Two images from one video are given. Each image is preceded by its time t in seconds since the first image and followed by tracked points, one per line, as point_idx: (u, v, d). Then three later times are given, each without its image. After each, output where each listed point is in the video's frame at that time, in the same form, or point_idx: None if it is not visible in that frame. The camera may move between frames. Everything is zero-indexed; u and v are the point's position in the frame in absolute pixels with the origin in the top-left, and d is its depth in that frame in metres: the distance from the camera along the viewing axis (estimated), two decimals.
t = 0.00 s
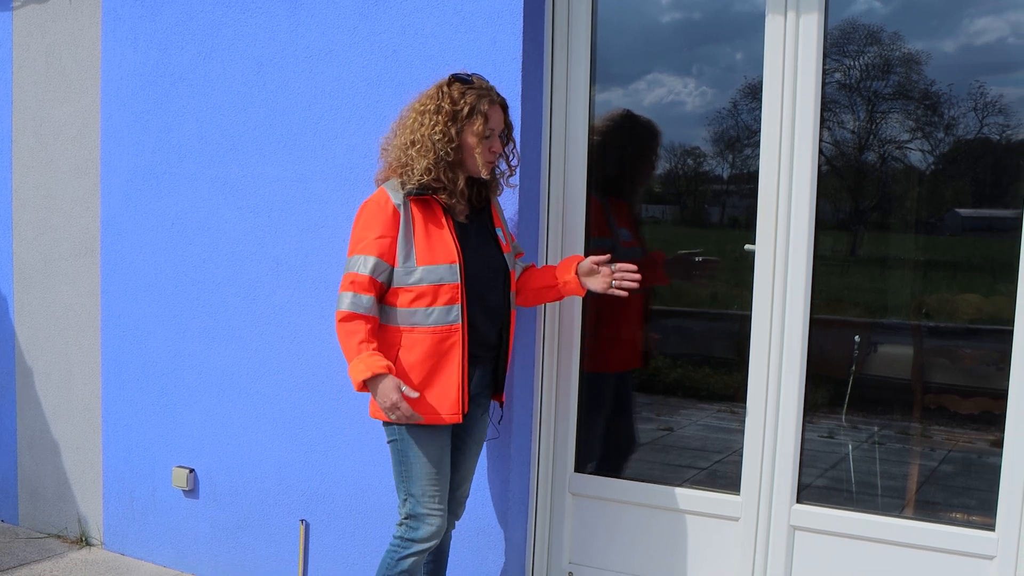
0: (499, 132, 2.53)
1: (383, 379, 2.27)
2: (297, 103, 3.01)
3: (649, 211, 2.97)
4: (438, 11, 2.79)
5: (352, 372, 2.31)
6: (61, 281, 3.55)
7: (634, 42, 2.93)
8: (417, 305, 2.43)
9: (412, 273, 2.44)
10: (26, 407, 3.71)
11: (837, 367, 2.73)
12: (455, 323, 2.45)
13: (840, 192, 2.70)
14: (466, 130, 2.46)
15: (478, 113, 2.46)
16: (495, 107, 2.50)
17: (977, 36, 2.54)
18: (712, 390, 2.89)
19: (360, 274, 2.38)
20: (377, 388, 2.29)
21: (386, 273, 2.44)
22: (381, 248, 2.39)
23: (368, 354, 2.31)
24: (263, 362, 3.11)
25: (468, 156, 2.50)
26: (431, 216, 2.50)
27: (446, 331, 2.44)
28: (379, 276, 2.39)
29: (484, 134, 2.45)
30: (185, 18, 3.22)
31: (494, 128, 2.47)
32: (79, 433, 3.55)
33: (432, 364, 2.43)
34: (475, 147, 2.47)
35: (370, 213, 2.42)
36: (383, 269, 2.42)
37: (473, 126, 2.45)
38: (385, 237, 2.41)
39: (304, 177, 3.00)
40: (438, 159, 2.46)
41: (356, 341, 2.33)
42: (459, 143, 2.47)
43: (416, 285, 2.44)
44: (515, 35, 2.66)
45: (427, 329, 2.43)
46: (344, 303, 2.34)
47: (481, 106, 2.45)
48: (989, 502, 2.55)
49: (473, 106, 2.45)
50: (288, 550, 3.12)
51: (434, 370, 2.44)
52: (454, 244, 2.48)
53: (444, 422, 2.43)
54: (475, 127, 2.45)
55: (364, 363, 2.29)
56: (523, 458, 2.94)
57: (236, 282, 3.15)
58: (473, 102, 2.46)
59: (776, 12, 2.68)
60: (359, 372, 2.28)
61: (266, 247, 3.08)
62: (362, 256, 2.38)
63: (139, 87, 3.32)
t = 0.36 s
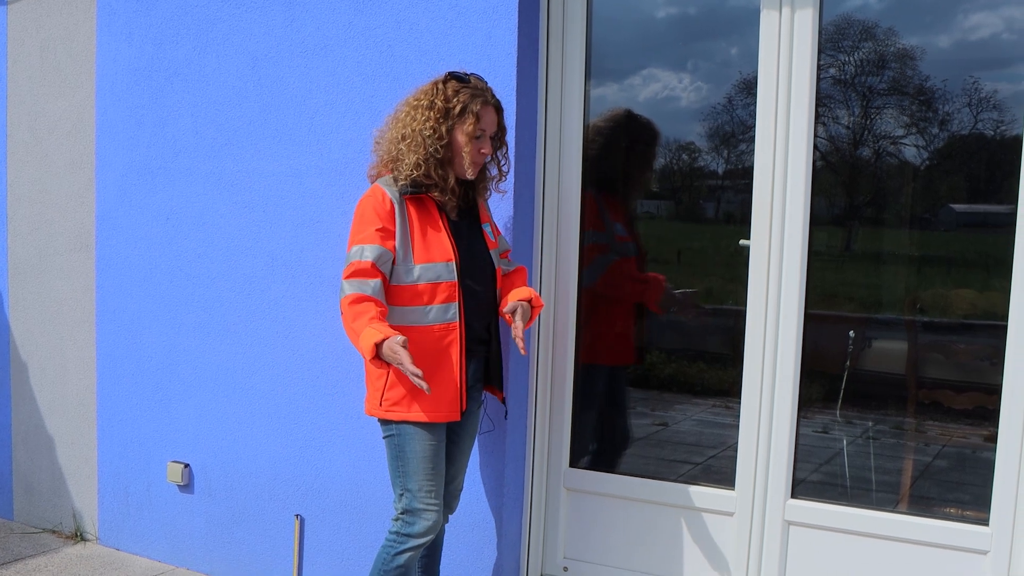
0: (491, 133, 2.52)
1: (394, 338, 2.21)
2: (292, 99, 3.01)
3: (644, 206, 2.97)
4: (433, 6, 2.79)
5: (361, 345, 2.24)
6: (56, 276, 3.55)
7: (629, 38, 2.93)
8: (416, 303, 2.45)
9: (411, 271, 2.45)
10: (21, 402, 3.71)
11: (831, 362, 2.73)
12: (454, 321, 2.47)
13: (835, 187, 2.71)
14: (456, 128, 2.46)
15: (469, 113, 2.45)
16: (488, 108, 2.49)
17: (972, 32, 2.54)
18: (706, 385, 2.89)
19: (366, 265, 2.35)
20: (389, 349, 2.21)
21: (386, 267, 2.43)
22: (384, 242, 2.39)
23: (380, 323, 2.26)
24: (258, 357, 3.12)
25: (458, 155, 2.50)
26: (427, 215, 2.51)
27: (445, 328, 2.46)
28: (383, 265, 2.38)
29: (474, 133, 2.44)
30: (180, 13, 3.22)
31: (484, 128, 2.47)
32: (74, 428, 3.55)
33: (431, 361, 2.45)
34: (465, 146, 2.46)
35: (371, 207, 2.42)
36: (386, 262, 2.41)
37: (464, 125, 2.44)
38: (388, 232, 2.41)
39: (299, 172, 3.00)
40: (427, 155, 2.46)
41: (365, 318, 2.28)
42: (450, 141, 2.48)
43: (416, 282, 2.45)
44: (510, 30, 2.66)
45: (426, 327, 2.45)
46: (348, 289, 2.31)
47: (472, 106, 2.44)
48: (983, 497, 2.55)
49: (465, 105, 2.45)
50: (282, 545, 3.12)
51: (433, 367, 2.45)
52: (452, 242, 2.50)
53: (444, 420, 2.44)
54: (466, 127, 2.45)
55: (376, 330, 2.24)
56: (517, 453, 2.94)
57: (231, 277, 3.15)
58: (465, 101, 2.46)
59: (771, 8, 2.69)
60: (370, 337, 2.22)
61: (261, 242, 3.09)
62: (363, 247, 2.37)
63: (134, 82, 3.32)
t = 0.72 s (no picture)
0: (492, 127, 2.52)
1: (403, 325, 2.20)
2: (290, 95, 3.01)
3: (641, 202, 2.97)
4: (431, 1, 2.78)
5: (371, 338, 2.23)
6: (54, 272, 3.55)
7: (627, 34, 2.93)
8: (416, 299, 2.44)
9: (412, 268, 2.44)
10: (19, 398, 3.71)
11: (829, 357, 2.73)
12: (456, 317, 2.47)
13: (832, 182, 2.71)
14: (459, 122, 2.45)
15: (471, 107, 2.45)
16: (489, 101, 2.49)
17: (970, 27, 2.54)
18: (704, 380, 2.89)
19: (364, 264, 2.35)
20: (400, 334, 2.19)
21: (386, 266, 2.43)
22: (383, 240, 2.39)
23: (385, 316, 2.25)
24: (256, 353, 3.12)
25: (461, 150, 2.49)
26: (427, 212, 2.50)
27: (447, 325, 2.46)
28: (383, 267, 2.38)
29: (477, 127, 2.44)
30: (178, 9, 3.21)
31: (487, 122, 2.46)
32: (72, 424, 3.55)
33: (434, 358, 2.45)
34: (468, 141, 2.46)
35: (371, 206, 2.41)
36: (385, 261, 2.41)
37: (467, 119, 2.44)
38: (387, 230, 2.41)
39: (297, 167, 3.00)
40: (430, 151, 2.46)
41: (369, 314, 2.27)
42: (452, 136, 2.47)
43: (417, 279, 2.44)
44: (508, 26, 2.66)
45: (429, 323, 2.44)
46: (350, 293, 2.30)
47: (474, 100, 2.44)
48: (981, 492, 2.55)
49: (466, 100, 2.45)
50: (281, 541, 3.11)
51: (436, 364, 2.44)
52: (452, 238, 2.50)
53: (448, 415, 2.44)
54: (469, 121, 2.44)
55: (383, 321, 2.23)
56: (515, 449, 2.94)
57: (228, 273, 3.15)
58: (467, 96, 2.45)
59: (769, 3, 2.69)
60: (378, 330, 2.21)
61: (259, 238, 3.09)
62: (364, 249, 2.36)
63: (131, 78, 3.32)
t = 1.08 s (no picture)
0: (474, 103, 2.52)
1: (420, 354, 2.21)
2: (284, 92, 3.01)
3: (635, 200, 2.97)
4: None
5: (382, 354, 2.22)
6: (48, 269, 3.55)
7: (622, 32, 2.93)
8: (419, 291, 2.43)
9: (416, 258, 2.43)
10: (13, 396, 3.70)
11: (823, 354, 2.74)
12: (458, 308, 2.47)
13: (826, 180, 2.71)
14: (435, 99, 2.48)
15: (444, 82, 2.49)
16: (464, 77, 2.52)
17: (963, 24, 2.54)
18: (698, 377, 2.90)
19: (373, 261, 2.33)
20: (413, 364, 2.20)
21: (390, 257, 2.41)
22: (388, 232, 2.37)
23: (399, 333, 2.25)
24: (250, 350, 3.12)
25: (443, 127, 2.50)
26: (428, 202, 2.51)
27: (450, 315, 2.47)
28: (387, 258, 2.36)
29: (450, 97, 2.46)
30: (171, 6, 3.21)
31: (461, 91, 2.48)
32: (66, 422, 3.55)
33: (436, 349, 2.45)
34: (445, 113, 2.47)
35: (375, 197, 2.39)
36: (389, 252, 2.40)
37: (440, 93, 2.47)
38: (393, 222, 2.39)
39: (291, 165, 3.00)
40: (413, 129, 2.47)
41: (380, 325, 2.27)
42: (432, 114, 2.49)
43: (420, 269, 2.44)
44: (502, 23, 2.66)
45: (431, 314, 2.44)
46: (360, 289, 2.29)
47: (446, 74, 2.49)
48: (975, 489, 2.55)
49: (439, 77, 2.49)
50: (275, 538, 3.11)
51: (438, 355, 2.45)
52: (455, 228, 2.51)
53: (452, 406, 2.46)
54: (442, 93, 2.47)
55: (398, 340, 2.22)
56: (510, 446, 2.94)
57: (222, 270, 3.15)
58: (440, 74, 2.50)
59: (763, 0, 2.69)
60: (392, 349, 2.21)
61: (254, 235, 3.09)
62: (371, 239, 2.34)
63: (125, 75, 3.32)
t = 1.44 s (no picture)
0: (469, 109, 2.51)
1: (392, 343, 2.24)
2: (280, 90, 3.01)
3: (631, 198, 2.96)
4: None
5: (358, 343, 2.26)
6: (44, 268, 3.54)
7: (617, 30, 2.93)
8: (415, 281, 2.44)
9: (413, 249, 2.44)
10: (9, 394, 3.70)
11: (818, 352, 2.74)
12: (456, 299, 2.45)
13: (821, 178, 2.71)
14: (428, 99, 2.50)
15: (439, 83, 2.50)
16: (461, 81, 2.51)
17: (958, 23, 2.54)
18: (694, 376, 2.90)
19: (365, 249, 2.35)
20: (385, 355, 2.23)
21: (386, 248, 2.43)
22: (384, 222, 2.39)
23: (377, 324, 2.27)
24: (246, 348, 3.12)
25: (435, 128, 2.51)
26: (426, 193, 2.51)
27: (448, 307, 2.45)
28: (382, 247, 2.38)
29: (440, 99, 2.47)
30: (167, 4, 3.21)
31: (453, 97, 2.48)
32: (62, 421, 3.55)
33: (433, 340, 2.44)
34: (435, 115, 2.48)
35: (371, 188, 2.41)
36: (385, 243, 2.41)
37: (432, 94, 2.49)
38: (388, 212, 2.41)
39: (287, 163, 3.01)
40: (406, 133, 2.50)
41: (361, 314, 2.30)
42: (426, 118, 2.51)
43: (418, 260, 2.44)
44: (498, 21, 2.66)
45: (429, 304, 2.44)
46: (348, 276, 2.31)
47: (440, 76, 2.50)
48: (969, 487, 2.55)
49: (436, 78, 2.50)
50: (271, 536, 3.11)
51: (435, 346, 2.44)
52: (454, 218, 2.50)
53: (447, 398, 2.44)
54: (435, 98, 2.48)
55: (373, 328, 2.26)
56: (505, 444, 2.95)
57: (218, 269, 3.15)
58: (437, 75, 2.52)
59: None
60: (366, 340, 2.24)
61: (250, 233, 3.09)
62: (364, 228, 2.36)
63: (121, 74, 3.32)
